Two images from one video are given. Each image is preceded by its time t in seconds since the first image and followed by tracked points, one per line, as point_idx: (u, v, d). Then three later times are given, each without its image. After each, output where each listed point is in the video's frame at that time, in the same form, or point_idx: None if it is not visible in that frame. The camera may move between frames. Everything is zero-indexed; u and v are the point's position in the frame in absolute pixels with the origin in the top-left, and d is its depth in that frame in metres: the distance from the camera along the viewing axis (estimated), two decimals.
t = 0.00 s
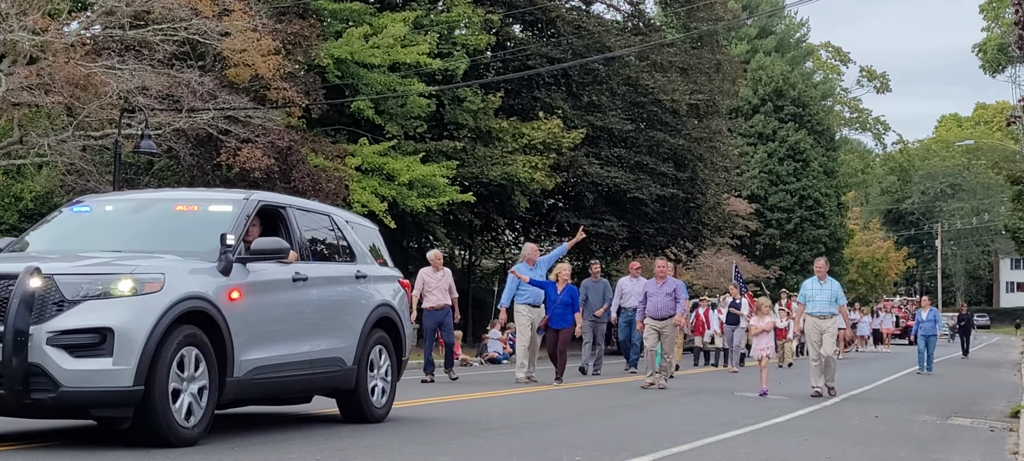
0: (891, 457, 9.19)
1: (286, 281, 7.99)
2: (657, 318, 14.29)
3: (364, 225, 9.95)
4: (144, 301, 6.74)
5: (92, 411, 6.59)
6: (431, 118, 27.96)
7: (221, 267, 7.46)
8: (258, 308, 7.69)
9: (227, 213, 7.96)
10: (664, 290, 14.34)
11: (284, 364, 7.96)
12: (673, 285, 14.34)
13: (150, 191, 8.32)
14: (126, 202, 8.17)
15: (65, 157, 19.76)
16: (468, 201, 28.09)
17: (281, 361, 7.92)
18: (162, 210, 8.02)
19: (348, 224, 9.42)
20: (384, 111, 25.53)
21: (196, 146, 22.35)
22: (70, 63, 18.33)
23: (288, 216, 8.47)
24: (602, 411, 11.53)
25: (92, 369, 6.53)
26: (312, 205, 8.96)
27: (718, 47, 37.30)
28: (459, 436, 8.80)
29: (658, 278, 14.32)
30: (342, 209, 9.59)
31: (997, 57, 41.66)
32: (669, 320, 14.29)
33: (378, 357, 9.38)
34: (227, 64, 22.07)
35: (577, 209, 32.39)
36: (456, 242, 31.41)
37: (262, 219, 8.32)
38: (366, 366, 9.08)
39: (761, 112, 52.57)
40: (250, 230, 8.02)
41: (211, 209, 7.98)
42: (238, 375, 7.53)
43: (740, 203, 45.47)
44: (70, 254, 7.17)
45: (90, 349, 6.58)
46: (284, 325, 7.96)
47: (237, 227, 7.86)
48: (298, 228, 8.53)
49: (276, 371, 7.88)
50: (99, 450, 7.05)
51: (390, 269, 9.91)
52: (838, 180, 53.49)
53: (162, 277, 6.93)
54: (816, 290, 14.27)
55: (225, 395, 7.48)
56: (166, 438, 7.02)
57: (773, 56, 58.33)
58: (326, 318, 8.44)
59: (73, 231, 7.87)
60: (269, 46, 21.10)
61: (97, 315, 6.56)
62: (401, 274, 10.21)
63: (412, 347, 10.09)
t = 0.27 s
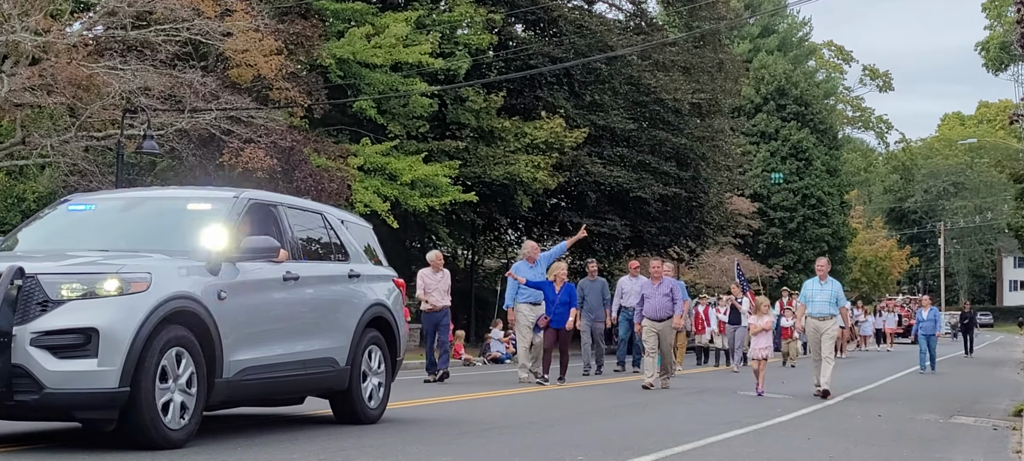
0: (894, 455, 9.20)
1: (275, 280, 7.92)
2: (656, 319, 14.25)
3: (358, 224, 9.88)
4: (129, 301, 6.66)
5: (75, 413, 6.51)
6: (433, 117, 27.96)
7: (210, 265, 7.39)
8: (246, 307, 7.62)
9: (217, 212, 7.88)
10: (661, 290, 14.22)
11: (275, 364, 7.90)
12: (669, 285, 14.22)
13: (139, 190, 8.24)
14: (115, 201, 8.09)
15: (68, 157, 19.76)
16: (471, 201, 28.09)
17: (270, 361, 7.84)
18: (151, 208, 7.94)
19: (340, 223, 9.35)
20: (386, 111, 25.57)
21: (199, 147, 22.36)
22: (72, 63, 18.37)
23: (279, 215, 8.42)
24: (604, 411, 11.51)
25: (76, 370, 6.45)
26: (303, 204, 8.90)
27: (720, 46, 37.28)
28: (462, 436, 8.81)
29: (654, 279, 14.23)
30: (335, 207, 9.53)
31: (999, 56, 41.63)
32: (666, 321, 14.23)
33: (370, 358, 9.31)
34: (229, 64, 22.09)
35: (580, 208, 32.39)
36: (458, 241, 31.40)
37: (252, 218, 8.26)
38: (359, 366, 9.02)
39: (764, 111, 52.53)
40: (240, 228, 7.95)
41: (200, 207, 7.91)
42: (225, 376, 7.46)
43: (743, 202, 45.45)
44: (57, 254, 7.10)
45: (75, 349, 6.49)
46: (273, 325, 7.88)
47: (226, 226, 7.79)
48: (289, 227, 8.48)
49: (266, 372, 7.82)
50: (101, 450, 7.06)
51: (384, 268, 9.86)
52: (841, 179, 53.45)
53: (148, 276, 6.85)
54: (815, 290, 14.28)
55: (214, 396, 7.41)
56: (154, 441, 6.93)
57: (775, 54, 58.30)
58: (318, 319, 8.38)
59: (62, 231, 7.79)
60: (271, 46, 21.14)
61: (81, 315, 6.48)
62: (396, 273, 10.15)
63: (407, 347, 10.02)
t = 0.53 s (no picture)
0: (898, 457, 9.19)
1: (267, 282, 7.78)
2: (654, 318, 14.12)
3: (351, 225, 9.76)
4: (116, 302, 6.52)
5: (60, 418, 6.36)
6: (436, 120, 27.97)
7: (199, 266, 7.26)
8: (237, 309, 7.48)
9: (207, 212, 7.75)
10: (661, 290, 14.15)
11: (267, 367, 7.75)
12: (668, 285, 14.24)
13: (129, 190, 8.11)
14: (103, 201, 7.95)
15: (72, 160, 19.76)
16: (474, 203, 28.10)
17: (262, 363, 7.70)
18: (140, 208, 7.81)
19: (332, 222, 9.23)
20: (389, 113, 25.62)
21: (202, 149, 22.37)
22: (76, 66, 18.41)
23: (270, 215, 8.30)
24: (608, 413, 11.52)
25: (60, 373, 6.30)
26: (294, 204, 8.77)
27: (723, 48, 37.27)
28: (465, 439, 8.81)
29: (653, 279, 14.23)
30: (326, 207, 9.40)
31: (1003, 58, 41.62)
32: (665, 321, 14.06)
33: (366, 360, 9.18)
34: (232, 66, 22.10)
35: (583, 210, 32.39)
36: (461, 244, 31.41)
37: (243, 218, 8.13)
38: (353, 369, 8.87)
39: (767, 113, 52.52)
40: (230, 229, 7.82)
41: (190, 207, 7.77)
42: (217, 379, 7.30)
43: (746, 204, 45.45)
44: (42, 255, 6.96)
45: (59, 352, 6.34)
46: (265, 327, 7.74)
47: (216, 226, 7.65)
48: (281, 227, 8.35)
49: (258, 374, 7.67)
50: (104, 454, 7.04)
51: (379, 270, 9.74)
52: (844, 181, 53.42)
53: (135, 277, 6.72)
54: (817, 290, 14.23)
55: (203, 400, 7.25)
56: (141, 446, 6.76)
57: (778, 57, 58.28)
58: (311, 321, 8.24)
59: (50, 232, 7.66)
60: (274, 48, 21.18)
61: (65, 316, 6.34)
62: (390, 274, 10.02)
63: (401, 350, 9.88)
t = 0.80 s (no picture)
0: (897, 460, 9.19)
1: (255, 283, 7.68)
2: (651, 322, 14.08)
3: (341, 226, 9.68)
4: (99, 305, 6.37)
5: (41, 422, 6.19)
6: (437, 123, 27.96)
7: (185, 269, 7.14)
8: (224, 311, 7.36)
9: (193, 212, 7.65)
10: (659, 294, 14.14)
11: (254, 370, 7.64)
12: (667, 289, 14.18)
13: (113, 191, 7.99)
14: (87, 203, 7.83)
15: (73, 164, 19.75)
16: (475, 206, 28.10)
17: (250, 367, 7.59)
18: (124, 209, 7.70)
19: (320, 224, 9.14)
20: (390, 116, 25.65)
21: (204, 153, 22.37)
22: (77, 69, 18.42)
23: (258, 216, 8.19)
24: (608, 416, 11.54)
25: (41, 378, 6.13)
26: (282, 205, 8.67)
27: (724, 51, 37.27)
28: (465, 442, 8.84)
29: (652, 283, 14.20)
30: (315, 209, 9.31)
31: (1004, 60, 41.63)
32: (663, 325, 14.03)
33: (356, 363, 9.10)
34: (233, 70, 22.11)
35: (584, 213, 32.38)
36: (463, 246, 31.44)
37: (230, 220, 8.03)
38: (343, 372, 8.79)
39: (768, 116, 52.51)
40: (216, 230, 7.71)
41: (176, 208, 7.67)
42: (202, 383, 7.20)
43: (747, 207, 45.45)
44: (24, 257, 6.83)
45: (40, 356, 6.18)
46: (253, 330, 7.63)
47: (202, 228, 7.54)
48: (269, 228, 8.25)
49: (246, 378, 7.57)
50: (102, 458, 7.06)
51: (368, 271, 9.66)
52: (845, 183, 53.39)
53: (118, 279, 6.56)
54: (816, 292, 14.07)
55: (188, 404, 7.14)
56: (124, 453, 6.61)
57: (779, 59, 58.30)
58: (299, 323, 8.15)
59: (32, 234, 7.52)
60: (275, 51, 21.21)
61: (47, 319, 6.17)
62: (379, 276, 9.94)
63: (391, 353, 9.81)
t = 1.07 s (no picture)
0: None
1: (242, 285, 7.53)
2: (651, 323, 14.08)
3: (332, 228, 9.57)
4: (80, 306, 6.18)
5: (20, 428, 6.01)
6: (439, 125, 27.94)
7: (170, 270, 6.97)
8: (210, 313, 7.20)
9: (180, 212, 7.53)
10: (658, 294, 14.01)
11: (242, 374, 7.49)
12: (666, 290, 14.02)
13: (99, 192, 7.88)
14: (72, 204, 7.72)
15: (74, 166, 19.74)
16: (477, 208, 28.09)
17: (237, 370, 7.45)
18: (109, 210, 7.58)
19: (310, 224, 9.01)
20: (393, 119, 25.74)
21: (206, 156, 22.40)
22: (79, 73, 18.44)
23: (246, 216, 8.06)
24: (609, 420, 11.50)
25: (20, 382, 5.94)
26: (271, 206, 8.53)
27: (725, 53, 37.25)
28: (467, 446, 8.82)
29: (651, 284, 14.05)
30: (305, 209, 9.18)
31: (1006, 62, 41.63)
32: (663, 326, 14.03)
33: (347, 367, 8.97)
34: (235, 73, 22.12)
35: (586, 215, 32.35)
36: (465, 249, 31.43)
37: (217, 220, 7.89)
38: (334, 376, 8.65)
39: (770, 118, 52.51)
40: (202, 231, 7.58)
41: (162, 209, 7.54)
42: (187, 387, 7.02)
43: (749, 209, 45.41)
44: (9, 259, 6.74)
45: (19, 359, 5.99)
46: (241, 332, 7.48)
47: (187, 228, 7.40)
48: (257, 229, 8.11)
49: (233, 381, 7.42)
50: None
51: (360, 274, 9.54)
52: (847, 186, 53.38)
53: (100, 280, 6.38)
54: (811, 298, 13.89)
55: (173, 409, 6.97)
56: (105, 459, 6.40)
57: (781, 61, 58.32)
58: (288, 326, 8.00)
59: (15, 235, 7.41)
60: (277, 54, 21.27)
61: (26, 322, 5.99)
62: (370, 277, 9.81)
63: (383, 356, 9.68)
